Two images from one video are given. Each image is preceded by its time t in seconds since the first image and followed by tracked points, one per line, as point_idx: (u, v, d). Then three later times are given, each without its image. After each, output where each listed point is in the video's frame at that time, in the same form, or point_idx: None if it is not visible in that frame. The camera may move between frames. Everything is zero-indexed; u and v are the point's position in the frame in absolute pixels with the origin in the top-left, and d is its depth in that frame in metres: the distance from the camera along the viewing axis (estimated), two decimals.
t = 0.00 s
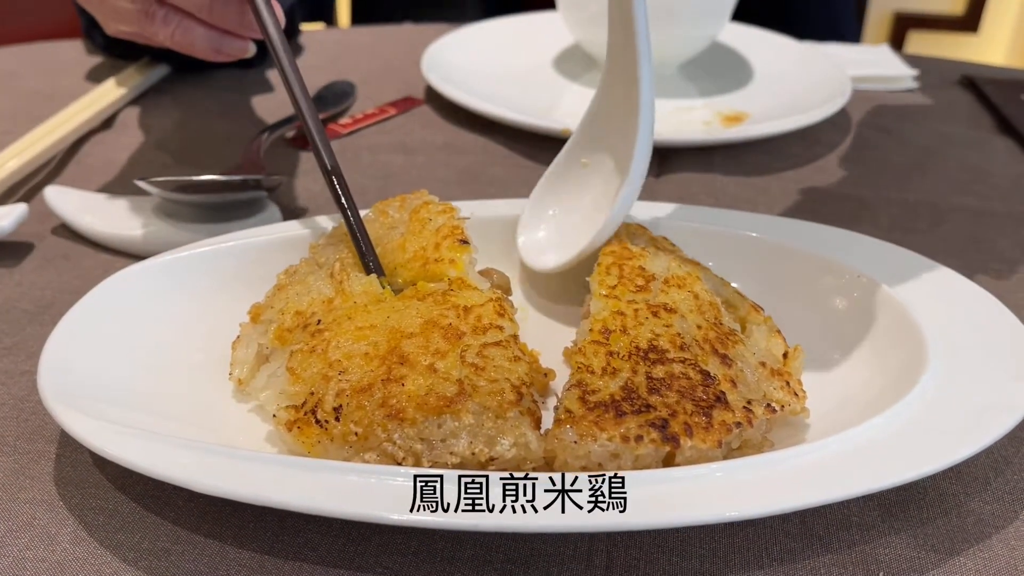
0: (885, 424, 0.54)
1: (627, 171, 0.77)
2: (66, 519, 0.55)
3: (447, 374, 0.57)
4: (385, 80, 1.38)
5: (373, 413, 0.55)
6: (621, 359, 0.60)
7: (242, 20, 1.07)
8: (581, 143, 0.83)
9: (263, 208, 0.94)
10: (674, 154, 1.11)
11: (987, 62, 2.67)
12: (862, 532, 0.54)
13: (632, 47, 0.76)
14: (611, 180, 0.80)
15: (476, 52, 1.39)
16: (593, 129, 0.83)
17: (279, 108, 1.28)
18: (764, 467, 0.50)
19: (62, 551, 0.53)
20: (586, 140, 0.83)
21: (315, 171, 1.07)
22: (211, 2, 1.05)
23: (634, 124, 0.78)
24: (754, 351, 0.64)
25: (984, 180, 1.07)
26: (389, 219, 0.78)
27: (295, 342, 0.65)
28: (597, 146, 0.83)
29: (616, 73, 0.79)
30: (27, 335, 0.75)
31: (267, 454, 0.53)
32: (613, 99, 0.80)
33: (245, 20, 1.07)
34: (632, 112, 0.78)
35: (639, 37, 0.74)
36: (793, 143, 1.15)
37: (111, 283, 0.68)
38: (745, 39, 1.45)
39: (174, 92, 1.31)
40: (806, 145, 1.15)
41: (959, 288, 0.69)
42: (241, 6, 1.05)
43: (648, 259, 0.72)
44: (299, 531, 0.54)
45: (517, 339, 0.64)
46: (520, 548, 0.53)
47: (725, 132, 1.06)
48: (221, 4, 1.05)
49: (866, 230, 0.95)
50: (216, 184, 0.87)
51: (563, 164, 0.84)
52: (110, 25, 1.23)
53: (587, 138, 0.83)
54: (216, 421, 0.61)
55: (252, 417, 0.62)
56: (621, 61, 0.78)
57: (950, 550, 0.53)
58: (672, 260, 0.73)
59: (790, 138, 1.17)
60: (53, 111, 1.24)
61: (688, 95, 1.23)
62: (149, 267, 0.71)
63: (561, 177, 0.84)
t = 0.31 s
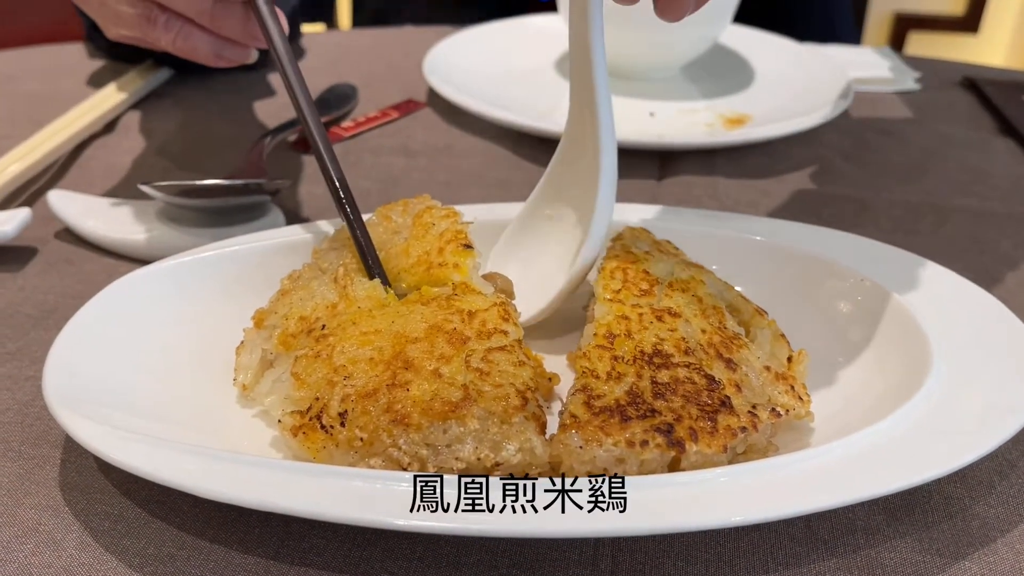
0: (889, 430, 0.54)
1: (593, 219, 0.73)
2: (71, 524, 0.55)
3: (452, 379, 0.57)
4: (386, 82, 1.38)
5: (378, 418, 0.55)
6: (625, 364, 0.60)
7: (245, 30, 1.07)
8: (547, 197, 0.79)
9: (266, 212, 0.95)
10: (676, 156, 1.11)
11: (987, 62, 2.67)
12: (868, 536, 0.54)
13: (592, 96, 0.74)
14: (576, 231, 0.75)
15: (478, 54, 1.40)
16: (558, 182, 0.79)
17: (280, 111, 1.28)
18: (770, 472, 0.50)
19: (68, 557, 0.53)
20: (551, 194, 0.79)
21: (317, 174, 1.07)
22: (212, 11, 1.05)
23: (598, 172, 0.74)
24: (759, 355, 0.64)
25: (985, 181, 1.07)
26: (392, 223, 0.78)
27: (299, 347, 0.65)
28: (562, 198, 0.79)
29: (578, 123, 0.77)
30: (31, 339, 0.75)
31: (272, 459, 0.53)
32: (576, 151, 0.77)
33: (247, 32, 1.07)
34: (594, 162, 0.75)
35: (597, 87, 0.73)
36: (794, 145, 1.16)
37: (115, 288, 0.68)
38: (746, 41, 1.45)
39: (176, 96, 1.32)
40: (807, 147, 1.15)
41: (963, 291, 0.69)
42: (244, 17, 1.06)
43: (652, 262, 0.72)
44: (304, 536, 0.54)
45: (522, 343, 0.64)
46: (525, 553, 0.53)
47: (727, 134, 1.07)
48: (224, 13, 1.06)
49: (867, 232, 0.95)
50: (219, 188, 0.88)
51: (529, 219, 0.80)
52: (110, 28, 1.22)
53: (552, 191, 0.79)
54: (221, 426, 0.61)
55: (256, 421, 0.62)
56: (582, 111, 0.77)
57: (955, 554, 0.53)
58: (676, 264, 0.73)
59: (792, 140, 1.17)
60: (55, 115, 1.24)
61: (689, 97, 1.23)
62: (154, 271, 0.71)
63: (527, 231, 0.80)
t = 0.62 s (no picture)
0: (890, 428, 0.54)
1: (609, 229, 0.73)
2: (74, 525, 0.55)
3: (454, 378, 0.57)
4: (387, 83, 1.38)
5: (380, 417, 0.55)
6: (627, 363, 0.60)
7: (258, 32, 1.06)
8: (555, 203, 0.79)
9: (268, 212, 0.95)
10: (676, 156, 1.11)
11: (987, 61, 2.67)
12: (870, 534, 0.54)
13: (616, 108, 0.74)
14: (587, 240, 0.75)
15: (478, 55, 1.40)
16: (568, 189, 0.78)
17: (281, 113, 1.28)
18: (771, 471, 0.50)
19: (71, 557, 0.53)
20: (560, 200, 0.79)
21: (319, 175, 1.07)
22: (226, 11, 1.04)
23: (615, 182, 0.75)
24: (761, 354, 0.64)
25: (985, 180, 1.07)
26: (396, 224, 0.78)
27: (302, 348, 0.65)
28: (571, 206, 0.79)
29: (597, 131, 0.77)
30: (33, 340, 0.75)
31: (275, 459, 0.53)
32: (591, 159, 0.77)
33: (260, 34, 1.07)
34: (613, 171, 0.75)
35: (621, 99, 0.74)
36: (795, 145, 1.16)
37: (119, 288, 0.68)
38: (746, 41, 1.45)
39: (177, 97, 1.32)
40: (808, 147, 1.15)
41: (964, 290, 0.69)
42: (258, 20, 1.05)
43: (653, 262, 0.72)
44: (306, 536, 0.54)
45: (524, 343, 0.64)
46: (527, 552, 0.53)
47: (728, 134, 1.07)
48: (237, 14, 1.04)
49: (868, 231, 0.95)
50: (220, 190, 0.87)
51: (535, 224, 0.80)
52: (124, 25, 1.24)
53: (562, 198, 0.79)
54: (223, 426, 0.61)
55: (258, 421, 0.62)
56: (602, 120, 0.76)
57: (957, 552, 0.53)
58: (677, 263, 0.73)
59: (792, 140, 1.17)
60: (56, 116, 1.25)
61: (689, 98, 1.23)
62: (157, 271, 0.72)
63: (532, 237, 0.80)
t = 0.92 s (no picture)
0: (887, 426, 0.54)
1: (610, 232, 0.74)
2: (74, 524, 0.56)
3: (452, 377, 0.58)
4: (386, 83, 1.38)
5: (379, 416, 0.55)
6: (625, 361, 0.60)
7: (258, 35, 1.05)
8: (554, 205, 0.79)
9: (267, 213, 0.95)
10: (675, 156, 1.11)
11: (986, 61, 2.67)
12: (866, 532, 0.54)
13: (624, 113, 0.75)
14: (586, 242, 0.75)
15: (477, 55, 1.40)
16: (567, 191, 0.78)
17: (280, 113, 1.28)
18: (768, 469, 0.50)
19: (71, 555, 0.53)
20: (558, 202, 0.79)
21: (318, 176, 1.07)
22: (226, 16, 1.04)
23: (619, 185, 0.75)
24: (758, 352, 0.65)
25: (983, 179, 1.07)
26: (399, 220, 0.79)
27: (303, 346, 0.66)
28: (569, 209, 0.78)
29: (601, 133, 0.77)
30: (33, 341, 0.75)
31: (275, 458, 0.53)
32: (594, 161, 0.77)
33: (261, 38, 1.06)
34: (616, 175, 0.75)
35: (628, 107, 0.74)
36: (793, 144, 1.16)
37: (119, 288, 0.69)
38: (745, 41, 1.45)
39: (177, 98, 1.32)
40: (806, 146, 1.16)
41: (960, 289, 0.69)
42: (257, 24, 1.04)
43: (651, 260, 0.72)
44: (306, 534, 0.55)
45: (523, 342, 0.64)
46: (526, 549, 0.54)
47: (727, 133, 1.07)
48: (237, 18, 1.04)
49: (866, 230, 0.96)
50: (220, 191, 0.87)
51: (532, 226, 0.80)
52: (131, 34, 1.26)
53: (560, 200, 0.78)
54: (223, 425, 0.61)
55: (258, 420, 0.63)
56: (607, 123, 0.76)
57: (953, 549, 0.53)
58: (675, 262, 0.73)
59: (790, 139, 1.18)
60: (56, 118, 1.25)
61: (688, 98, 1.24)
62: (157, 271, 0.72)
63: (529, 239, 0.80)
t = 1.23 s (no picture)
0: (886, 423, 0.54)
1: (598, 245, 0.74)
2: (76, 523, 0.56)
3: (453, 376, 0.58)
4: (386, 83, 1.38)
5: (380, 414, 0.55)
6: (625, 359, 0.61)
7: (264, 7, 1.06)
8: (552, 204, 0.81)
9: (267, 213, 0.95)
10: (674, 155, 1.12)
11: (986, 60, 2.68)
12: (866, 529, 0.54)
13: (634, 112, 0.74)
14: (576, 247, 0.77)
15: (477, 55, 1.40)
16: (566, 191, 0.80)
17: (280, 113, 1.28)
18: (768, 466, 0.50)
19: (72, 555, 0.53)
20: (557, 201, 0.80)
21: (318, 176, 1.07)
22: None
23: (614, 198, 0.75)
24: (757, 350, 0.65)
25: (983, 178, 1.07)
26: (413, 193, 0.78)
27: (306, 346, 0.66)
28: (567, 210, 0.80)
29: (609, 139, 0.78)
30: (34, 341, 0.75)
31: (276, 456, 0.53)
32: (597, 165, 0.78)
33: (267, 10, 1.07)
34: (613, 186, 0.76)
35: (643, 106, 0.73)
36: (793, 143, 1.16)
37: (119, 288, 0.69)
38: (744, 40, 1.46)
39: (177, 99, 1.32)
40: (806, 145, 1.16)
41: (959, 287, 0.69)
42: None
43: (651, 259, 0.73)
44: (306, 533, 0.55)
45: (523, 341, 0.64)
46: (527, 547, 0.54)
47: (726, 132, 1.07)
48: None
49: (866, 229, 0.96)
50: (221, 191, 0.87)
51: (529, 221, 0.82)
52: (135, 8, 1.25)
53: (558, 199, 0.80)
54: (223, 424, 0.62)
55: (258, 419, 0.63)
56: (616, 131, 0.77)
57: (953, 547, 0.53)
58: (674, 261, 0.73)
59: (790, 138, 1.18)
60: (57, 119, 1.25)
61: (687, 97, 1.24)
62: (158, 271, 0.72)
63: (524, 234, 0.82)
